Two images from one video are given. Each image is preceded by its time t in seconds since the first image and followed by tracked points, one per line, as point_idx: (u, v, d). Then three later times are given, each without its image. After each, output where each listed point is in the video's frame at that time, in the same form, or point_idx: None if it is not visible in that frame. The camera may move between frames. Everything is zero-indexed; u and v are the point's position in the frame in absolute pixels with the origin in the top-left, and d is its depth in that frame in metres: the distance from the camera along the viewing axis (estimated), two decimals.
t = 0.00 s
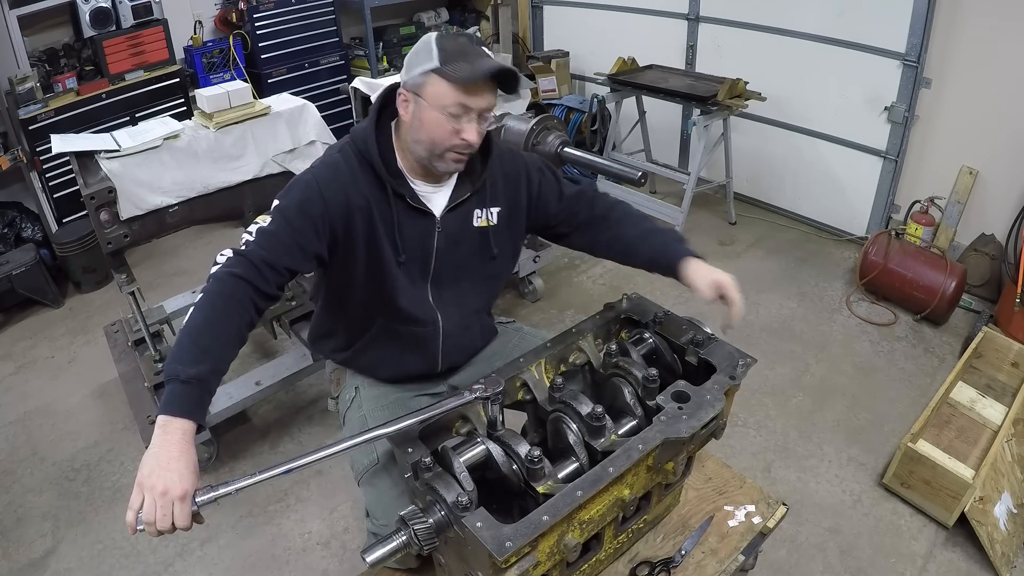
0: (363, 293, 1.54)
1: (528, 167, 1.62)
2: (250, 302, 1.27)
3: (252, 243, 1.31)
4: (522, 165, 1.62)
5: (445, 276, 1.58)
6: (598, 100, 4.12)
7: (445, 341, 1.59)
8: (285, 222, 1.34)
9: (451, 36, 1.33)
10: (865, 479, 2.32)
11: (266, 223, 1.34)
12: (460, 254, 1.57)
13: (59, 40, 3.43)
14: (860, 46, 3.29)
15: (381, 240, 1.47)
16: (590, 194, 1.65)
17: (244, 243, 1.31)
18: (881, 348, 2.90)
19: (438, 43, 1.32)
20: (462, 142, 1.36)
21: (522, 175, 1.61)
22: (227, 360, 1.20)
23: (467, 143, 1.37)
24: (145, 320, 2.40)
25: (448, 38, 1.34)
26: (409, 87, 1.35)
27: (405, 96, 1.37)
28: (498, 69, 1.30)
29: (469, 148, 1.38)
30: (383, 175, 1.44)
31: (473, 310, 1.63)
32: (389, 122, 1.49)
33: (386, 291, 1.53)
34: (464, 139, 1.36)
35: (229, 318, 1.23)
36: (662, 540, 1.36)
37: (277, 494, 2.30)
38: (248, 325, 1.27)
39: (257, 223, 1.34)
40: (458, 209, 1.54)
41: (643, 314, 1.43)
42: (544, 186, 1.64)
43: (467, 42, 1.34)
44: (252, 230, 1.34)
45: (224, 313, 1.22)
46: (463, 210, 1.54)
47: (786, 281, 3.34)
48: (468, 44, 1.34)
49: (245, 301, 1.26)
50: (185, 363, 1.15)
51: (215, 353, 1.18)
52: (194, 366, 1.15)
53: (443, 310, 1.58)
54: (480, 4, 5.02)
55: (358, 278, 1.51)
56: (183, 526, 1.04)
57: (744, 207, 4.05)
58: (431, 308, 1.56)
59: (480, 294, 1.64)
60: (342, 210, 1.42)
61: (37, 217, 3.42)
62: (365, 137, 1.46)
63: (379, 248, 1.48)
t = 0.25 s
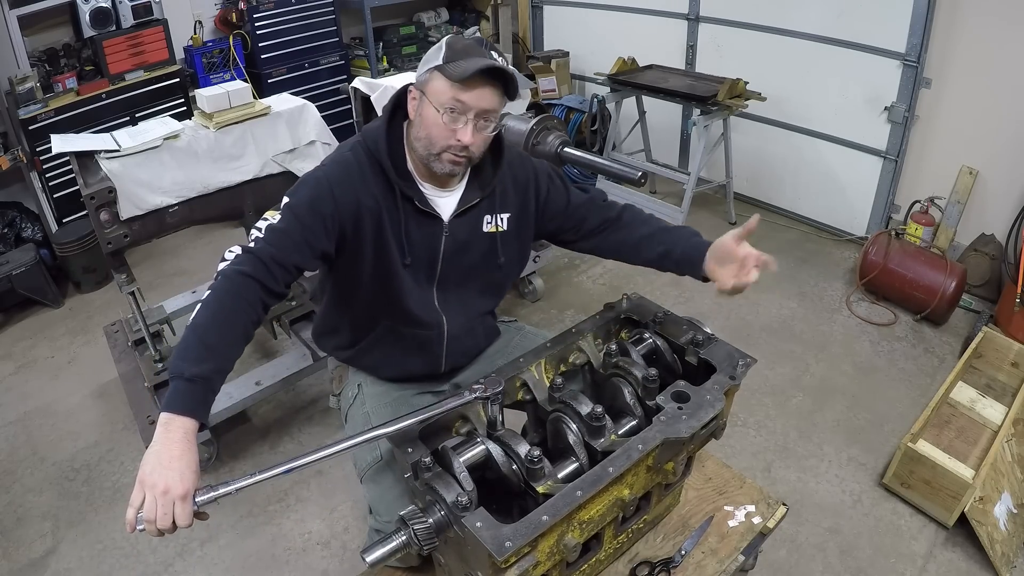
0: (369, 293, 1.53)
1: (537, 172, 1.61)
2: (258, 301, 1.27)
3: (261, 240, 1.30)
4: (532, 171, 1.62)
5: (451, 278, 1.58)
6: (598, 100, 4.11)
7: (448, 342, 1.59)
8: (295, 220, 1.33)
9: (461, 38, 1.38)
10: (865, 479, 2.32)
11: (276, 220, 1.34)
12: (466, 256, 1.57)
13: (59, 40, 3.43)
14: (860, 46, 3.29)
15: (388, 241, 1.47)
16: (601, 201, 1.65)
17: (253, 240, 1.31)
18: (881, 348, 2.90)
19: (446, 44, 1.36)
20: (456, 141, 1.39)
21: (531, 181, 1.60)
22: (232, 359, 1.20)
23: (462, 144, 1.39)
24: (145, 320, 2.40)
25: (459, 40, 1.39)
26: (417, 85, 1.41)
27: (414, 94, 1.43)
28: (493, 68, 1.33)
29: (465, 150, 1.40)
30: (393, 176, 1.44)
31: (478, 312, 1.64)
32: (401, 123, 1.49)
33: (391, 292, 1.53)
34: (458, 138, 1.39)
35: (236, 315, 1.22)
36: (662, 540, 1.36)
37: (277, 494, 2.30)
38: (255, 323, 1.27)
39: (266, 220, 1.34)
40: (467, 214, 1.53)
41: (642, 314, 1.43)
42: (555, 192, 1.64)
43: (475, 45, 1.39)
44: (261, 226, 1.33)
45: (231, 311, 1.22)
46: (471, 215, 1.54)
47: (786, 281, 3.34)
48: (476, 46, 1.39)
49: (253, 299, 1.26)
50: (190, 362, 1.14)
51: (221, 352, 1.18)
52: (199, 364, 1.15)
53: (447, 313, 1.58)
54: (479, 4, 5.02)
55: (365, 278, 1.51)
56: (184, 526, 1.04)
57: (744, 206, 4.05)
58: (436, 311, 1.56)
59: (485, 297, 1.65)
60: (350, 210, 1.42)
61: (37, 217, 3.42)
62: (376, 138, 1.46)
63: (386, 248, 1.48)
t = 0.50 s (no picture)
0: (371, 294, 1.53)
1: (538, 170, 1.60)
2: (260, 302, 1.27)
3: (263, 241, 1.30)
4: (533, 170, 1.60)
5: (453, 280, 1.58)
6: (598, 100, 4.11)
7: (450, 344, 1.60)
8: (298, 221, 1.33)
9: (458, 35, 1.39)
10: (865, 479, 2.32)
11: (278, 221, 1.33)
12: (469, 258, 1.57)
13: (59, 40, 3.43)
14: (860, 46, 3.29)
15: (391, 242, 1.47)
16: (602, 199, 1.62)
17: (256, 240, 1.31)
18: (881, 348, 2.90)
19: (443, 40, 1.38)
20: (456, 137, 1.40)
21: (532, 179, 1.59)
22: (233, 360, 1.20)
23: (461, 139, 1.40)
24: (145, 320, 2.40)
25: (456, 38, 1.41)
26: (415, 84, 1.43)
27: (413, 93, 1.44)
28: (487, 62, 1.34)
29: (465, 146, 1.41)
30: (396, 177, 1.43)
31: (481, 315, 1.64)
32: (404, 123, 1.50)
33: (393, 293, 1.53)
34: (458, 133, 1.39)
35: (237, 317, 1.22)
36: (662, 539, 1.36)
37: (277, 494, 2.30)
38: (256, 324, 1.27)
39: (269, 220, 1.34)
40: (470, 214, 1.53)
41: (642, 314, 1.43)
42: (555, 191, 1.62)
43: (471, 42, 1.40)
44: (264, 227, 1.34)
45: (233, 313, 1.22)
46: (474, 216, 1.54)
47: (786, 281, 3.34)
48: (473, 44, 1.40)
49: (255, 301, 1.26)
50: (190, 363, 1.15)
51: (222, 353, 1.18)
52: (200, 366, 1.15)
53: (450, 314, 1.58)
54: (479, 4, 5.02)
55: (367, 279, 1.51)
56: (185, 526, 1.04)
57: (744, 206, 4.06)
58: (439, 312, 1.56)
59: (487, 298, 1.65)
60: (354, 211, 1.41)
61: (37, 217, 3.42)
62: (380, 138, 1.46)
63: (389, 250, 1.48)
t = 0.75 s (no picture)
0: (371, 298, 1.53)
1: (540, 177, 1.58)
2: (258, 306, 1.27)
3: (262, 244, 1.30)
4: (535, 178, 1.58)
5: (454, 284, 1.58)
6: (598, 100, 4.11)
7: (450, 348, 1.60)
8: (298, 224, 1.33)
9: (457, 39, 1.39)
10: (865, 479, 2.32)
11: (278, 223, 1.33)
12: (469, 262, 1.57)
13: (59, 40, 3.43)
14: (860, 46, 3.29)
15: (391, 247, 1.47)
16: (604, 207, 1.60)
17: (255, 243, 1.31)
18: (881, 348, 2.90)
19: (442, 44, 1.38)
20: (458, 141, 1.39)
21: (534, 187, 1.57)
22: (229, 363, 1.20)
23: (464, 143, 1.40)
24: (145, 320, 2.40)
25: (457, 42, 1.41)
26: (417, 89, 1.43)
27: (414, 98, 1.44)
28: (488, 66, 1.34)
29: (467, 150, 1.41)
30: (398, 182, 1.43)
31: (481, 318, 1.65)
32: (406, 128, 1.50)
33: (393, 297, 1.53)
34: (461, 138, 1.39)
35: (235, 320, 1.22)
36: (662, 539, 1.36)
37: (277, 494, 2.30)
38: (254, 327, 1.27)
39: (269, 223, 1.34)
40: (470, 221, 1.53)
41: (642, 314, 1.43)
42: (558, 199, 1.60)
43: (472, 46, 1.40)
44: (263, 230, 1.33)
45: (231, 316, 1.22)
46: (475, 222, 1.54)
47: (786, 281, 3.34)
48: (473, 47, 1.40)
49: (253, 304, 1.26)
50: (186, 366, 1.15)
51: (218, 357, 1.18)
52: (196, 369, 1.15)
53: (450, 319, 1.58)
54: (479, 4, 5.02)
55: (367, 283, 1.51)
56: (183, 528, 1.05)
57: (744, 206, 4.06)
58: (439, 317, 1.57)
59: (488, 302, 1.66)
60: (354, 215, 1.41)
61: (37, 217, 3.42)
62: (381, 142, 1.46)
63: (389, 254, 1.47)
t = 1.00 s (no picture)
0: (371, 302, 1.53)
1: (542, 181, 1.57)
2: (258, 311, 1.26)
3: (262, 248, 1.29)
4: (537, 182, 1.57)
5: (455, 288, 1.58)
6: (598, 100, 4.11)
7: (450, 352, 1.60)
8: (299, 229, 1.32)
9: (477, 53, 1.24)
10: (865, 479, 2.32)
11: (279, 227, 1.32)
12: (470, 267, 1.57)
13: (58, 40, 3.43)
14: (860, 46, 3.29)
15: (392, 252, 1.46)
16: (606, 211, 1.60)
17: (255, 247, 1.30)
18: (881, 348, 2.90)
19: (463, 60, 1.24)
20: (474, 166, 1.31)
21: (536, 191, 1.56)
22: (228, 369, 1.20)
23: (480, 168, 1.31)
24: (145, 320, 2.40)
25: (472, 55, 1.25)
26: (429, 103, 1.28)
27: (424, 109, 1.31)
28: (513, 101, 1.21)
29: (482, 172, 1.33)
30: (400, 188, 1.41)
31: (481, 323, 1.65)
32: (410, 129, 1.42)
33: (394, 301, 1.53)
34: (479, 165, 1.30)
35: (234, 326, 1.22)
36: (662, 540, 1.36)
37: (277, 494, 2.30)
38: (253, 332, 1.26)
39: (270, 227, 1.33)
40: (471, 228, 1.51)
41: (643, 315, 1.43)
42: (560, 203, 1.60)
43: (490, 62, 1.25)
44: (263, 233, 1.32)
45: (230, 322, 1.21)
46: (476, 227, 1.52)
47: (786, 281, 3.34)
48: (492, 64, 1.25)
49: (253, 310, 1.25)
50: (185, 371, 1.15)
51: (217, 362, 1.18)
52: (195, 374, 1.15)
53: (450, 323, 1.58)
54: (479, 4, 5.02)
55: (368, 287, 1.50)
56: (182, 531, 1.06)
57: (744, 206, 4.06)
58: (439, 321, 1.56)
59: (489, 305, 1.66)
60: (356, 220, 1.40)
61: (37, 217, 3.42)
62: (384, 146, 1.43)
63: (390, 259, 1.47)
